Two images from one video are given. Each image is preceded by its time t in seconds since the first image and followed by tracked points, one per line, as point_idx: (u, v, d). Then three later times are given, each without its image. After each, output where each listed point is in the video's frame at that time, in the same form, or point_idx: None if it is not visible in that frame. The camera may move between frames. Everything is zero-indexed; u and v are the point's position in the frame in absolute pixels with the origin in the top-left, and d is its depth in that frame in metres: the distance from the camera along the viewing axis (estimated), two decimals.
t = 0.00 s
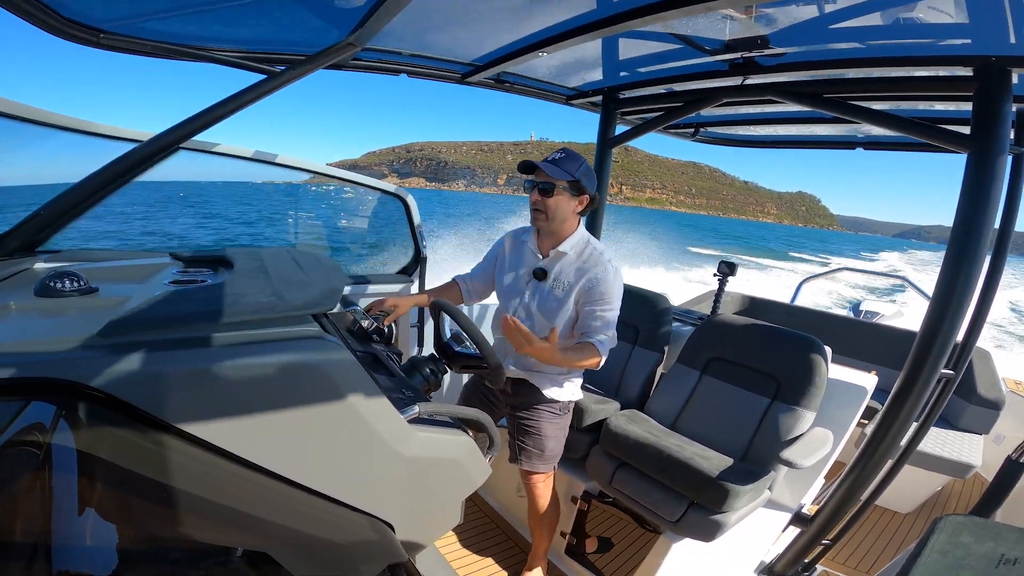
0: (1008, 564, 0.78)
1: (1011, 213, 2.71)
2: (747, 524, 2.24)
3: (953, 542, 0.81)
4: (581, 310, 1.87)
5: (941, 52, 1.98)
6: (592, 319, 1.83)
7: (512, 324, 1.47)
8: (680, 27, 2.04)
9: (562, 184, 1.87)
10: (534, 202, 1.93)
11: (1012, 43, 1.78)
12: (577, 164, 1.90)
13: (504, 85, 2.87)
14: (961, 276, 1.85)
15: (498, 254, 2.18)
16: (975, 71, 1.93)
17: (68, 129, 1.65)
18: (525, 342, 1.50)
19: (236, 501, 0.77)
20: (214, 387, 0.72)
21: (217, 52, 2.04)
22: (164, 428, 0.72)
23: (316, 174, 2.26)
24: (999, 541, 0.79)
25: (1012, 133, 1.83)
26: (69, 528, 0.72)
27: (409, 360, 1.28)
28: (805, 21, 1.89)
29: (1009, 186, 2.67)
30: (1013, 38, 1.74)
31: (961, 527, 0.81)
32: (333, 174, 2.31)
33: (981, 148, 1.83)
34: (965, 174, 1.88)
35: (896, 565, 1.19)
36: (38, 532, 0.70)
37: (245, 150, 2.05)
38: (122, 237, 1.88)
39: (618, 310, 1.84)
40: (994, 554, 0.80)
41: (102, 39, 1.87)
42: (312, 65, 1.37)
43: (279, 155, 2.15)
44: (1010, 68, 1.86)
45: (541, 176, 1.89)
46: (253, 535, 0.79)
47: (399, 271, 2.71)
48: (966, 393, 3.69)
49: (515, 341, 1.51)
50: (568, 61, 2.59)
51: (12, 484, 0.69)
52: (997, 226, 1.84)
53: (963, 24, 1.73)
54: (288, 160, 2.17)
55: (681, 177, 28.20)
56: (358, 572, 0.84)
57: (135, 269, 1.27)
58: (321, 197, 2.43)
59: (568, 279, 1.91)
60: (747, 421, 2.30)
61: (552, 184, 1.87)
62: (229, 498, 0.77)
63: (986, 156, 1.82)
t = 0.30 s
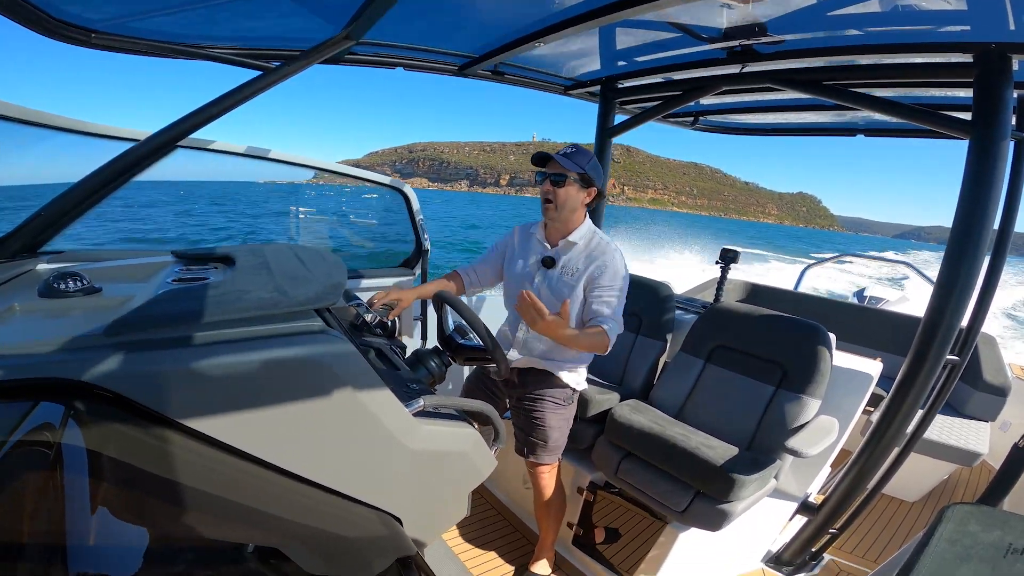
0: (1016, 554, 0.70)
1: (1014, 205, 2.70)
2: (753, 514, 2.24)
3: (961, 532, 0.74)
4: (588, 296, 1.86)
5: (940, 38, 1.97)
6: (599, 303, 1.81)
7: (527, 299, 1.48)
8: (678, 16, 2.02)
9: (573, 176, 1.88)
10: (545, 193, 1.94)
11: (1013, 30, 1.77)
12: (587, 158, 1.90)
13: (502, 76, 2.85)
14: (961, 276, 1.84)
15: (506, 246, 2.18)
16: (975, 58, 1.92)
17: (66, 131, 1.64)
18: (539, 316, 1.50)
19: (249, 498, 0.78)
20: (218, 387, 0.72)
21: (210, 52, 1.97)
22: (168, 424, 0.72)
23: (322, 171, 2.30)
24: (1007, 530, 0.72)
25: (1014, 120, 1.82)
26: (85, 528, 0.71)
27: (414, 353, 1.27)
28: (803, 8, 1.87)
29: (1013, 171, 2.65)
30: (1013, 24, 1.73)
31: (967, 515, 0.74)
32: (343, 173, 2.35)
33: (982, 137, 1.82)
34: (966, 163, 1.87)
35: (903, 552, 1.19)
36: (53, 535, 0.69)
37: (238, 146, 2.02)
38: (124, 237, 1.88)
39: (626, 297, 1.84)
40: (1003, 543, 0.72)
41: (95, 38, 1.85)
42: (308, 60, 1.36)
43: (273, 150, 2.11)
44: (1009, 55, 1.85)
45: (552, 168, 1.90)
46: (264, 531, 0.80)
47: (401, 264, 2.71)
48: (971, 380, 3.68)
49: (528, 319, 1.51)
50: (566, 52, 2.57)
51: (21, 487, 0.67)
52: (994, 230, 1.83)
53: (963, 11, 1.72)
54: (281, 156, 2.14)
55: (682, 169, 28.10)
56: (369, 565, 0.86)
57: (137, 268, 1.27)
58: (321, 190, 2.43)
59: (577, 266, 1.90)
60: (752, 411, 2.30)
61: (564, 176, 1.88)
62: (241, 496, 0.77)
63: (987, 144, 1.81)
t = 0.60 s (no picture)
0: (1010, 557, 0.70)
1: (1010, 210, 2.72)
2: (750, 518, 2.24)
3: (956, 536, 0.74)
4: (588, 299, 1.87)
5: (937, 46, 1.98)
6: (597, 305, 1.82)
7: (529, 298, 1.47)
8: (678, 21, 2.03)
9: (563, 182, 1.87)
10: (536, 200, 1.93)
11: (1010, 36, 1.78)
12: (578, 163, 1.90)
13: (501, 80, 2.86)
14: (960, 275, 1.85)
15: (501, 250, 2.18)
16: (974, 64, 1.93)
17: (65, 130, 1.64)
18: (538, 315, 1.49)
19: (249, 501, 0.78)
20: (219, 389, 0.72)
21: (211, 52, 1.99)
22: (162, 424, 0.72)
23: (321, 173, 2.27)
24: (1002, 533, 0.72)
25: (1011, 125, 1.83)
26: (78, 528, 0.69)
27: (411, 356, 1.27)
28: (802, 14, 1.88)
29: (1009, 177, 2.67)
30: (1011, 30, 1.74)
31: (963, 520, 0.74)
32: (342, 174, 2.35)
33: (980, 141, 1.83)
34: (964, 166, 1.88)
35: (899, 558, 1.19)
36: (47, 535, 0.67)
37: (239, 149, 2.02)
38: (122, 237, 1.88)
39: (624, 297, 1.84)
40: (997, 547, 0.72)
41: (96, 39, 1.86)
42: (308, 62, 1.37)
43: (274, 151, 2.11)
44: (1007, 61, 1.86)
45: (542, 174, 1.89)
46: (260, 533, 0.79)
47: (400, 267, 2.69)
48: (967, 385, 3.69)
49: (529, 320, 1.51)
50: (565, 56, 2.58)
51: (14, 487, 0.66)
52: (994, 226, 1.83)
53: (960, 18, 1.73)
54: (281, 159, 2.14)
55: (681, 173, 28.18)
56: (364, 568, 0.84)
57: (136, 269, 1.27)
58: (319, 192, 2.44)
59: (573, 269, 1.91)
60: (748, 415, 2.30)
61: (553, 181, 1.88)
62: (242, 499, 0.78)
63: (984, 149, 1.82)
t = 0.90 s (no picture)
0: None
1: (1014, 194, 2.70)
2: (762, 509, 2.23)
3: (973, 524, 0.78)
4: (598, 293, 1.83)
5: (934, 30, 1.97)
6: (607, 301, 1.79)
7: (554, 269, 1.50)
8: (672, 12, 2.02)
9: (582, 177, 1.87)
10: (554, 193, 1.93)
11: (1004, 23, 1.77)
12: (596, 158, 1.90)
13: (497, 76, 2.87)
14: (963, 270, 1.84)
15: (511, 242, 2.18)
16: (969, 48, 1.90)
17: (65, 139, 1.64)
18: (558, 287, 1.52)
19: (253, 501, 0.78)
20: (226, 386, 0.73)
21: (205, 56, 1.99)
22: (142, 415, 0.71)
23: (320, 175, 2.28)
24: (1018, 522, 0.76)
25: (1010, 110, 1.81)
26: (96, 529, 0.70)
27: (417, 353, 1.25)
28: (796, 2, 1.87)
29: (1012, 160, 2.65)
30: (1005, 17, 1.73)
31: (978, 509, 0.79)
32: (341, 175, 2.35)
33: (979, 129, 1.82)
34: (965, 155, 1.86)
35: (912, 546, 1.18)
36: (69, 535, 0.68)
37: (232, 151, 2.01)
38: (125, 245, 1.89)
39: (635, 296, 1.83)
40: (1013, 535, 0.75)
41: (87, 45, 1.86)
42: (305, 62, 1.37)
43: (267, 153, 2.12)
44: (1003, 47, 1.84)
45: (561, 168, 1.88)
46: (270, 533, 0.78)
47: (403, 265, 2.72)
48: (977, 371, 3.66)
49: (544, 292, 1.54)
50: (561, 50, 2.58)
51: (34, 492, 0.66)
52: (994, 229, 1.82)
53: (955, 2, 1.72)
54: (274, 159, 2.15)
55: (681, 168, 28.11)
56: (377, 563, 0.83)
57: (140, 275, 1.28)
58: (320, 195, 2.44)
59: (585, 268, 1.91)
60: (757, 405, 2.30)
61: (572, 176, 1.87)
62: (245, 498, 0.77)
63: (985, 134, 1.81)
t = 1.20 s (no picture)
0: None
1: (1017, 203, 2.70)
2: (764, 518, 2.21)
3: (977, 532, 0.77)
4: (607, 305, 1.86)
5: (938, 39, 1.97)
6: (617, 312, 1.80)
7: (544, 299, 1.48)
8: (676, 20, 2.03)
9: (592, 186, 1.88)
10: (562, 203, 1.93)
11: (1010, 29, 1.77)
12: (604, 164, 1.89)
13: (501, 83, 2.88)
14: (969, 275, 1.83)
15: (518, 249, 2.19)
16: (975, 57, 1.92)
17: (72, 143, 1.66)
18: (556, 314, 1.49)
19: (252, 505, 0.77)
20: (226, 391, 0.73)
21: (213, 62, 2.01)
22: (133, 414, 0.70)
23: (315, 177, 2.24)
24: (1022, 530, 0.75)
25: (1016, 118, 1.81)
26: (92, 530, 0.69)
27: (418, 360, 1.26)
28: (799, 11, 1.88)
29: (1016, 169, 2.64)
30: (1010, 23, 1.73)
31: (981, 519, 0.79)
32: (338, 179, 2.34)
33: (985, 136, 1.81)
34: (971, 161, 1.86)
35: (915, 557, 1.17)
36: (65, 534, 0.68)
37: (238, 157, 2.01)
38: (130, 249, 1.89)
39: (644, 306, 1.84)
40: (1016, 544, 0.75)
41: (98, 50, 1.90)
42: (311, 69, 1.38)
43: (273, 159, 2.11)
44: (1007, 55, 1.85)
45: (569, 178, 1.89)
46: (264, 535, 0.78)
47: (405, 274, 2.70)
48: (982, 380, 3.64)
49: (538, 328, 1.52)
50: (565, 58, 2.59)
51: (33, 492, 0.66)
52: (1001, 231, 1.82)
53: (958, 11, 1.72)
54: (280, 165, 2.13)
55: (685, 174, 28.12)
56: (375, 565, 0.83)
57: (143, 279, 1.28)
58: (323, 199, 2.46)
59: (594, 274, 1.90)
60: (759, 413, 2.29)
61: (581, 185, 1.87)
62: (244, 503, 0.77)
63: (990, 142, 1.81)
